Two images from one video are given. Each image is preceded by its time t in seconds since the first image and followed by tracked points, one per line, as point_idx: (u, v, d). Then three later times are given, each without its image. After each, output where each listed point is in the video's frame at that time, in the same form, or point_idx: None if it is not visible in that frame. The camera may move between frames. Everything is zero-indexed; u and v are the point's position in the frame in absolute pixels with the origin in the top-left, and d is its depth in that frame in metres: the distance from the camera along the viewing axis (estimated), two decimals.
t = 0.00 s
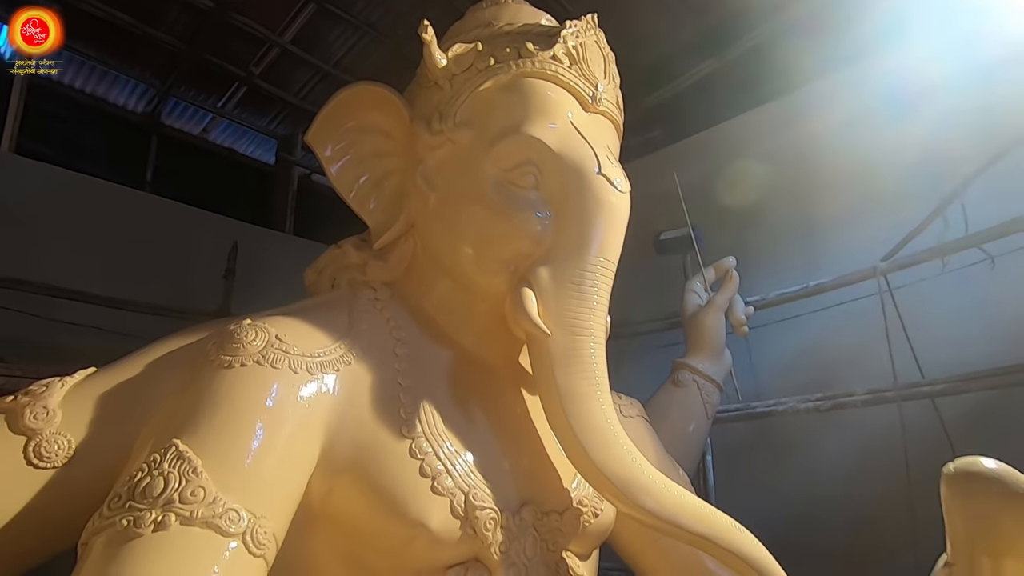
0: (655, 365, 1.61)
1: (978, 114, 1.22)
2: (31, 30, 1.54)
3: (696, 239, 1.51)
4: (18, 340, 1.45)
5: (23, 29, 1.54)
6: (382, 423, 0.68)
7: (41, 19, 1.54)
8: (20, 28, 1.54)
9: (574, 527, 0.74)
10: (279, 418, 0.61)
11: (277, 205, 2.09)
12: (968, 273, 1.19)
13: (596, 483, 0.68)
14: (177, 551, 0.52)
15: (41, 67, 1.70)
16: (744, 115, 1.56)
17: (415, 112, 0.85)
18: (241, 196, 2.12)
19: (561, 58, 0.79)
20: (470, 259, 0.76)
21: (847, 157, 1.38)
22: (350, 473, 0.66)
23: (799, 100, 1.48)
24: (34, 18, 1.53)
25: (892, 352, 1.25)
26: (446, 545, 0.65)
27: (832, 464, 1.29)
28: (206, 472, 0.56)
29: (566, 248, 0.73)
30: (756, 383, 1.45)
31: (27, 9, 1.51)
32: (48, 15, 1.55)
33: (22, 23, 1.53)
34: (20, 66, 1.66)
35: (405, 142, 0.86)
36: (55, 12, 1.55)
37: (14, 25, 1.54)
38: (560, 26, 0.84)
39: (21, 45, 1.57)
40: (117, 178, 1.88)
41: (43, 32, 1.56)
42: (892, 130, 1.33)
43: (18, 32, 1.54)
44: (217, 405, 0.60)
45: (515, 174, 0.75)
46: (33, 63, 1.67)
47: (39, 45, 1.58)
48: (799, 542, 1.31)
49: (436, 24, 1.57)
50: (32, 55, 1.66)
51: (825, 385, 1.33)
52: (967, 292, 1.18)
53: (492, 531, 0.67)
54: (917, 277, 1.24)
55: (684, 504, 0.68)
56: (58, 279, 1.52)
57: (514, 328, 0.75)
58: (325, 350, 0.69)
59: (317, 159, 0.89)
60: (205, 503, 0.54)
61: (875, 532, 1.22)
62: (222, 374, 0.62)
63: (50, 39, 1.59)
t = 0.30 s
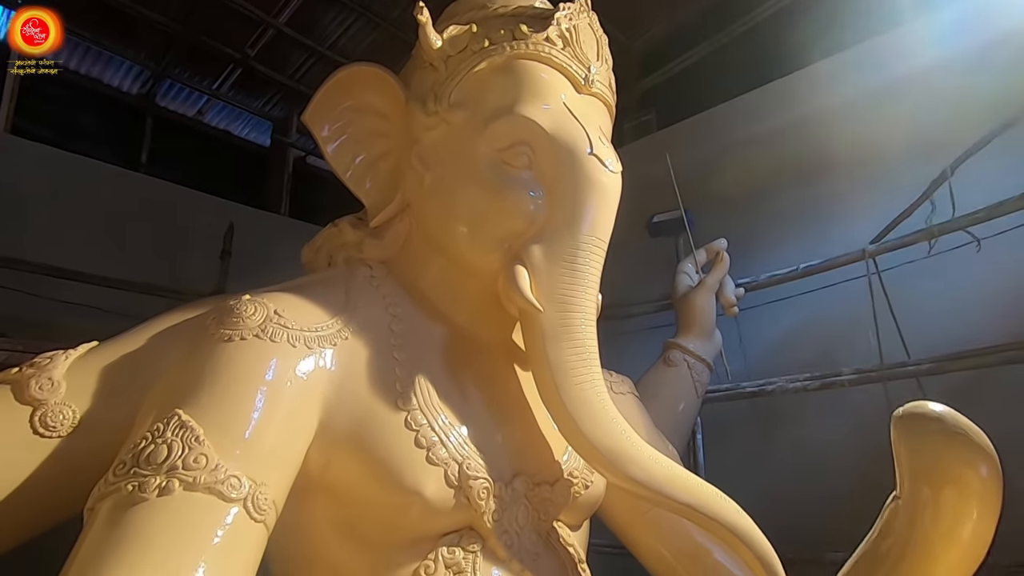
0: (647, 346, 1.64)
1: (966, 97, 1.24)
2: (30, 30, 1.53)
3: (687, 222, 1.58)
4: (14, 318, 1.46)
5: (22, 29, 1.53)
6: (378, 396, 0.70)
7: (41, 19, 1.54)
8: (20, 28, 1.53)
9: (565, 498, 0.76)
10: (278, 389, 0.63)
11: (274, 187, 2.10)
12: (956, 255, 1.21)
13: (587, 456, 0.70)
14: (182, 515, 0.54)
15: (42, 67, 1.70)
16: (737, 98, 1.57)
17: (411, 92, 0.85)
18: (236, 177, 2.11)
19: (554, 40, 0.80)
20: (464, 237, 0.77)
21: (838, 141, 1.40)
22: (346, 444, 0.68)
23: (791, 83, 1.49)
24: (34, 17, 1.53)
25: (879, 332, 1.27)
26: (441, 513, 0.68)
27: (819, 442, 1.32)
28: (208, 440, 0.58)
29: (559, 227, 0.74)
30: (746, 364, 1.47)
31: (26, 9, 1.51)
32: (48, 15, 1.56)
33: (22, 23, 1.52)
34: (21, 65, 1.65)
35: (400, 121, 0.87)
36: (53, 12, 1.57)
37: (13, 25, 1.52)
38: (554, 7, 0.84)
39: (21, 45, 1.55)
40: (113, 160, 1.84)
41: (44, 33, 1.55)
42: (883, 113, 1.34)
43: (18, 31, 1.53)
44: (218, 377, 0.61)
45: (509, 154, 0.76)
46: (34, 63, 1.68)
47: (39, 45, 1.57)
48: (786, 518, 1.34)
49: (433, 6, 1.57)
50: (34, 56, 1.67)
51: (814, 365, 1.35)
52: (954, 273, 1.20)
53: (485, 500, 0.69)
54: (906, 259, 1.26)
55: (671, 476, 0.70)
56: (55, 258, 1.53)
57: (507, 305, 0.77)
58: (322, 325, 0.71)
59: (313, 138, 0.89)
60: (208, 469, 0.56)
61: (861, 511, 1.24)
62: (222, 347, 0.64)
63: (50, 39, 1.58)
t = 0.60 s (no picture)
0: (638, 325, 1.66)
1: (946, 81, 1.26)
2: (30, 30, 1.49)
3: (679, 204, 1.59)
4: (6, 298, 1.45)
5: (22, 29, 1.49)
6: (374, 368, 0.72)
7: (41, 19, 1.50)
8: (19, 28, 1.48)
9: (556, 469, 0.78)
10: (275, 360, 0.65)
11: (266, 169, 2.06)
12: (941, 235, 1.23)
13: (577, 427, 0.72)
14: (183, 478, 0.55)
15: (42, 67, 1.73)
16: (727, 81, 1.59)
17: (405, 70, 0.86)
18: (229, 159, 2.10)
19: (547, 19, 0.81)
20: (458, 214, 0.78)
21: (826, 124, 1.42)
22: (342, 414, 0.70)
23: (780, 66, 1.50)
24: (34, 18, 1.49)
25: (866, 312, 1.30)
26: (435, 481, 0.70)
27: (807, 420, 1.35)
28: (207, 408, 0.59)
29: (550, 203, 0.76)
30: (735, 344, 1.50)
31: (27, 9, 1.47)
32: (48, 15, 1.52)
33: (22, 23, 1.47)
34: (21, 66, 1.67)
35: (394, 99, 0.87)
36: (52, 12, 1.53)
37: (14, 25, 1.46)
38: None
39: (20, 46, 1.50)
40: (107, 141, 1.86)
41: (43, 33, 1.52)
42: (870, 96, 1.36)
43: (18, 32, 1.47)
44: (217, 347, 0.63)
45: (501, 131, 0.77)
46: (34, 63, 1.69)
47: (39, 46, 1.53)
48: (773, 493, 1.37)
49: None
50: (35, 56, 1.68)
51: (802, 344, 1.38)
52: (939, 254, 1.22)
53: (478, 469, 0.71)
54: (891, 240, 1.29)
55: (660, 448, 0.72)
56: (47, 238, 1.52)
57: (500, 280, 0.79)
58: (317, 299, 0.72)
59: (308, 115, 0.90)
60: (208, 435, 0.58)
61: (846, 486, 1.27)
62: (220, 318, 0.65)
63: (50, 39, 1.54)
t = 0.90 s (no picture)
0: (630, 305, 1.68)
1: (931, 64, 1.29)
2: (30, 30, 1.56)
3: (671, 184, 1.56)
4: None
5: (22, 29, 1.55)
6: (367, 339, 0.73)
7: (41, 20, 1.56)
8: (20, 28, 1.55)
9: (546, 438, 0.80)
10: (271, 330, 0.66)
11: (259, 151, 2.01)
12: (926, 215, 1.26)
13: (568, 398, 0.73)
14: (182, 442, 0.57)
15: (42, 67, 1.73)
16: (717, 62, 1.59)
17: (398, 46, 0.86)
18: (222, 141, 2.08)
19: None
20: (450, 188, 0.80)
21: (815, 105, 1.44)
22: (336, 384, 0.71)
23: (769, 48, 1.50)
24: (34, 18, 1.55)
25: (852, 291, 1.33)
26: (428, 448, 0.71)
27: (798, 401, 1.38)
28: (204, 375, 0.60)
29: (542, 177, 0.77)
30: (725, 324, 1.52)
31: (26, 9, 1.53)
32: (47, 15, 1.58)
33: (22, 23, 1.54)
34: (21, 66, 1.67)
35: (386, 75, 0.88)
36: (53, 13, 1.59)
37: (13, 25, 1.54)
38: None
39: (21, 46, 1.58)
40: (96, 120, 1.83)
41: (44, 33, 1.58)
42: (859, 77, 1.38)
43: (18, 32, 1.55)
44: (214, 317, 0.64)
45: (492, 106, 0.78)
46: (34, 63, 1.70)
47: (39, 45, 1.60)
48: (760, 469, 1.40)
49: None
50: (35, 57, 1.70)
51: (790, 323, 1.40)
52: (924, 233, 1.26)
53: (469, 437, 0.73)
54: (877, 220, 1.31)
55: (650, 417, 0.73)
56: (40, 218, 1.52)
57: (492, 255, 0.80)
58: (312, 272, 0.73)
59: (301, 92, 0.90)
60: (205, 401, 0.59)
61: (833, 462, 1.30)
62: (216, 289, 0.67)
63: (49, 39, 1.61)
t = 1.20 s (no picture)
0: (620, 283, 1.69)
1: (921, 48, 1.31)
2: (31, 30, 1.58)
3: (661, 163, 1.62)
4: None
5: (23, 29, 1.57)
6: (359, 310, 0.74)
7: (41, 20, 1.58)
8: (20, 28, 1.56)
9: (535, 408, 0.81)
10: (265, 300, 0.67)
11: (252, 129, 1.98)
12: (913, 193, 1.28)
13: (558, 369, 0.75)
14: (179, 406, 0.58)
15: (40, 67, 1.70)
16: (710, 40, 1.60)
17: (390, 21, 0.86)
18: (215, 118, 2.05)
19: None
20: (441, 163, 0.80)
21: (807, 84, 1.46)
22: (330, 353, 0.73)
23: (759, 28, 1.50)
24: (34, 18, 1.57)
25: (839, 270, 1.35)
26: (420, 416, 0.73)
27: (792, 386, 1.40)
28: (199, 342, 0.62)
29: (532, 152, 0.78)
30: (715, 302, 1.54)
31: (27, 10, 1.55)
32: (47, 15, 1.60)
33: (23, 23, 1.56)
34: (21, 66, 1.64)
35: (378, 49, 0.88)
36: (52, 12, 1.61)
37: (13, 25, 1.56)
38: None
39: (22, 46, 1.58)
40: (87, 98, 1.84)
41: (44, 33, 1.60)
42: (851, 57, 1.40)
43: (18, 32, 1.56)
44: (209, 286, 0.66)
45: (484, 81, 0.78)
46: (33, 62, 1.67)
47: (39, 46, 1.61)
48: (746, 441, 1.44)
49: None
50: (34, 56, 1.66)
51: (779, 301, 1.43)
52: (910, 212, 1.28)
53: (460, 406, 0.75)
54: (865, 199, 1.33)
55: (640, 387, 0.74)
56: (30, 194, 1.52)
57: (483, 229, 0.81)
58: (305, 244, 0.74)
59: (293, 66, 0.91)
60: (201, 367, 0.60)
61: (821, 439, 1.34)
62: (211, 260, 0.68)
63: (50, 40, 1.62)
